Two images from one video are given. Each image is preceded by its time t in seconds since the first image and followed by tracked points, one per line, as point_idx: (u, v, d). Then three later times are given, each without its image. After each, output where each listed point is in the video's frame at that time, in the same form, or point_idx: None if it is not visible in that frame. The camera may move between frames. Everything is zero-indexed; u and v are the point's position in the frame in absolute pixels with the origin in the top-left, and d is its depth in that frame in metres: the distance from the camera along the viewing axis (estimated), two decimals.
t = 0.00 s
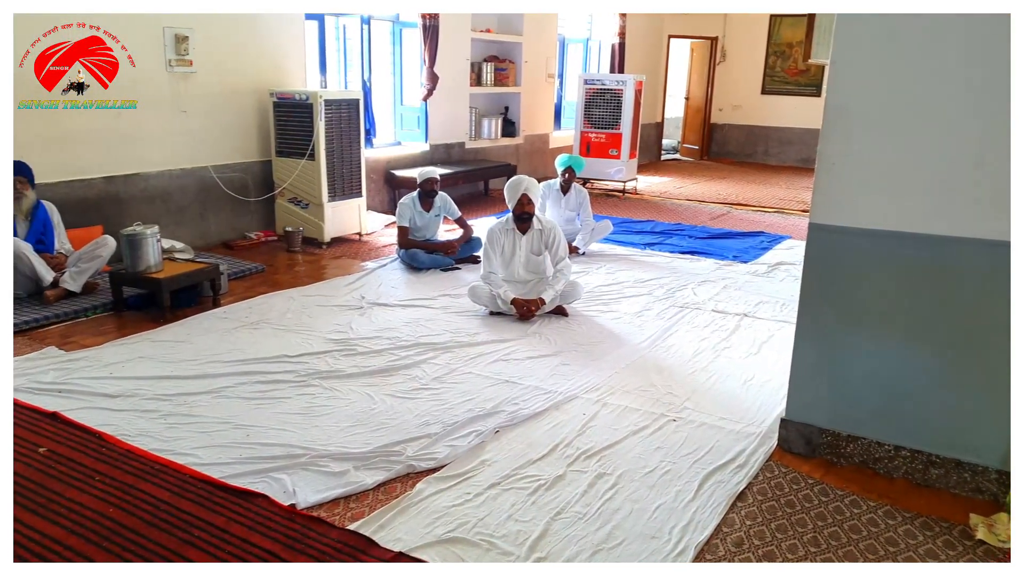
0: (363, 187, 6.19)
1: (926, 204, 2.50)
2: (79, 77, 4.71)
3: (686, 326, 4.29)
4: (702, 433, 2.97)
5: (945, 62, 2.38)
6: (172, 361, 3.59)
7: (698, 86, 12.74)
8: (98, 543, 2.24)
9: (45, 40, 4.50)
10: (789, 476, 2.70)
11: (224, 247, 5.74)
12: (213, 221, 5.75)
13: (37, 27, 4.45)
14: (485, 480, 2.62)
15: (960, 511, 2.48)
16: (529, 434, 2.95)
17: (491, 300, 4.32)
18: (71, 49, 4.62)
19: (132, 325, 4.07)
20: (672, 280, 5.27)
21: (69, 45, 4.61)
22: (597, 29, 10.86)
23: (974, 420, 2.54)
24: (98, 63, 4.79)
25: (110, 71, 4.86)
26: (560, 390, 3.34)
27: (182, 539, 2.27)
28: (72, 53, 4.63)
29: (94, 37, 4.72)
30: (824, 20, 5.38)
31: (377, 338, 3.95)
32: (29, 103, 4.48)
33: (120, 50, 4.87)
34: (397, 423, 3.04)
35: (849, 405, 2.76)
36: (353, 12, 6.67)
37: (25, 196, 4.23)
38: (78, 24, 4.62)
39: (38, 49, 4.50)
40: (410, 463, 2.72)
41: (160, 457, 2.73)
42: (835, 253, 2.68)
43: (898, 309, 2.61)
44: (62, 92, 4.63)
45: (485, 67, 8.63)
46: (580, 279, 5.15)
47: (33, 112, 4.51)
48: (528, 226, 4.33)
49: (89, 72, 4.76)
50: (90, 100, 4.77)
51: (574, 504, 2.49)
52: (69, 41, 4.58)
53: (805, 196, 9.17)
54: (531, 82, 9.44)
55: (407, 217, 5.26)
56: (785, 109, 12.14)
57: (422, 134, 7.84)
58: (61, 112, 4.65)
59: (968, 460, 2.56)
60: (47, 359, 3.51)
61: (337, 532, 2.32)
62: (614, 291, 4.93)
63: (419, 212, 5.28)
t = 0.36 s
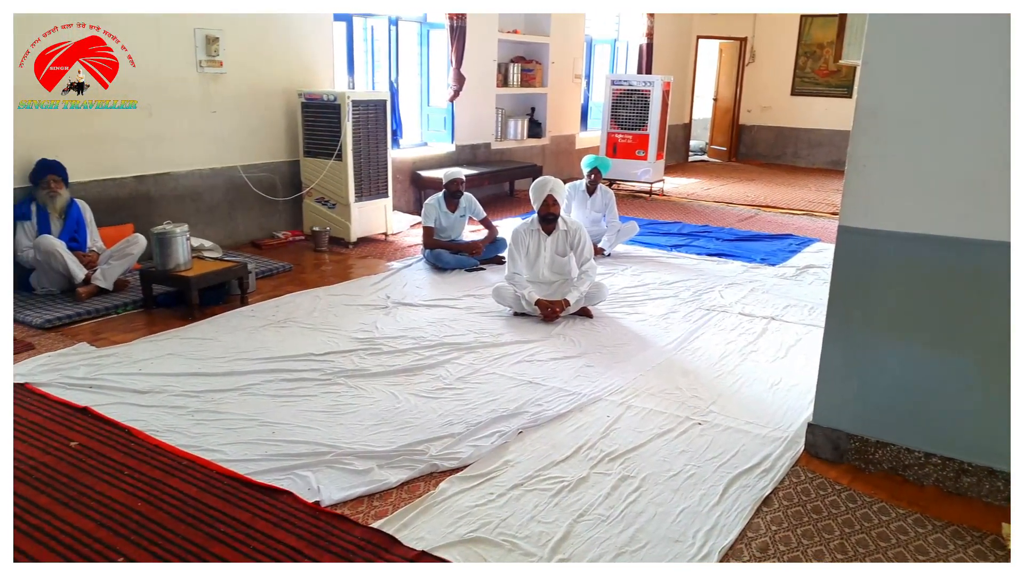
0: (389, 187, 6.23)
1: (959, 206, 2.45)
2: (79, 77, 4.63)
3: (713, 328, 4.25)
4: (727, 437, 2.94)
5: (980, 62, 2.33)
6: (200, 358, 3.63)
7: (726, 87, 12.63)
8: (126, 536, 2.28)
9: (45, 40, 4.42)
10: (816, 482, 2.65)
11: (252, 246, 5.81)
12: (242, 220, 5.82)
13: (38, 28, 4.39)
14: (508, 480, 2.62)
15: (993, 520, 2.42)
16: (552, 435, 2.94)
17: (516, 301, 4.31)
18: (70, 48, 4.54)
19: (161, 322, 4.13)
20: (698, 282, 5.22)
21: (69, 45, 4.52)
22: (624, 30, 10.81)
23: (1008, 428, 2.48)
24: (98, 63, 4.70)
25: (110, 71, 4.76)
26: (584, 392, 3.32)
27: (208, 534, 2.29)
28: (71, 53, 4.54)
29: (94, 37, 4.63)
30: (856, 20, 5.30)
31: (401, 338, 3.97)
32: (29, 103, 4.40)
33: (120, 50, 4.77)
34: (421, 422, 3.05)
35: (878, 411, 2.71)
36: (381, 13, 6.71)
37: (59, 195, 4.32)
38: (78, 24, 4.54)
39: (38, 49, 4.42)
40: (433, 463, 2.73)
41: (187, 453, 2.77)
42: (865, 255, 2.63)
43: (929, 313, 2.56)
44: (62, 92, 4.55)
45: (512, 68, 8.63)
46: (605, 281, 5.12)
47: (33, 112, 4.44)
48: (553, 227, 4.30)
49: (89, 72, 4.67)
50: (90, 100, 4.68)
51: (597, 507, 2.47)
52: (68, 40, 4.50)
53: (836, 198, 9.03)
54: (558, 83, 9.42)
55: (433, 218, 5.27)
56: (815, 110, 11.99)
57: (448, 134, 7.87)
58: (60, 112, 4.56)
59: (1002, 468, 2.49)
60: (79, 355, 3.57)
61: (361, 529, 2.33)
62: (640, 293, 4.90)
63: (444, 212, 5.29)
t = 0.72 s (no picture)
0: (415, 187, 6.25)
1: (993, 209, 2.39)
2: (79, 77, 4.53)
3: (740, 332, 4.20)
4: (753, 441, 2.90)
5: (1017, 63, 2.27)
6: (228, 356, 3.68)
7: (755, 88, 12.50)
8: (154, 530, 2.31)
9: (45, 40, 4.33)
10: (843, 488, 2.61)
11: (279, 246, 5.86)
12: (270, 220, 5.89)
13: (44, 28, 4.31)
14: (531, 482, 2.61)
15: None
16: (576, 437, 2.93)
17: (540, 302, 4.30)
18: (70, 48, 4.43)
19: (190, 319, 4.19)
20: (725, 285, 5.16)
21: (69, 45, 4.43)
22: (652, 30, 10.75)
23: None
24: (98, 63, 4.59)
25: (110, 71, 4.66)
26: (608, 394, 3.30)
27: (234, 530, 2.32)
28: (71, 53, 4.44)
29: (94, 37, 4.53)
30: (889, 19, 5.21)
31: (426, 337, 3.98)
32: (29, 103, 4.33)
33: (120, 50, 4.68)
34: (445, 422, 3.05)
35: (907, 417, 2.66)
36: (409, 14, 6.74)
37: (92, 193, 4.41)
38: (77, 24, 4.44)
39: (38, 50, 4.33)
40: (456, 462, 2.73)
41: (214, 449, 2.80)
42: (895, 259, 2.58)
43: (962, 318, 2.50)
44: (62, 92, 4.46)
45: (538, 69, 8.63)
46: (631, 283, 5.09)
47: (33, 112, 4.36)
48: (579, 228, 4.28)
49: (89, 72, 4.56)
50: (91, 101, 4.59)
51: (621, 509, 2.45)
52: (69, 41, 4.40)
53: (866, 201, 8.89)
54: (585, 83, 9.39)
55: (458, 218, 5.28)
56: (845, 112, 11.83)
57: (474, 135, 7.88)
58: (60, 112, 4.48)
59: None
60: (110, 351, 3.64)
61: (384, 528, 2.34)
62: (666, 295, 4.86)
63: (469, 213, 5.30)
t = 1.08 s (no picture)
0: (441, 188, 6.28)
1: None
2: (78, 77, 4.44)
3: (767, 335, 4.15)
4: (780, 445, 2.86)
5: None
6: (255, 353, 3.72)
7: (785, 89, 12.35)
8: (180, 524, 2.34)
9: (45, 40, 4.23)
10: (872, 494, 2.56)
11: (306, 245, 5.91)
12: (298, 220, 5.94)
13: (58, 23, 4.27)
14: (555, 483, 2.60)
15: None
16: (600, 439, 2.91)
17: (565, 303, 4.29)
18: (70, 48, 4.34)
19: (218, 317, 4.24)
20: (752, 288, 5.10)
21: (69, 45, 4.33)
22: (680, 30, 10.68)
23: None
24: (97, 63, 4.51)
25: (110, 71, 4.58)
26: (633, 397, 3.28)
27: (259, 526, 2.34)
28: (71, 53, 4.35)
29: (94, 37, 4.44)
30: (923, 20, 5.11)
31: (450, 337, 3.99)
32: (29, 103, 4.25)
33: (120, 50, 4.59)
34: (469, 422, 3.05)
35: (939, 424, 2.60)
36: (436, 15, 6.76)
37: (123, 192, 4.48)
38: (78, 24, 4.34)
39: (38, 50, 4.22)
40: (480, 462, 2.73)
41: (241, 445, 2.83)
42: (928, 263, 2.53)
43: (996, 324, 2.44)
44: (63, 92, 4.38)
45: (565, 70, 8.61)
46: (657, 285, 5.05)
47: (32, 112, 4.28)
48: (604, 229, 4.25)
49: (89, 72, 4.48)
50: (91, 101, 4.52)
51: (644, 512, 2.43)
52: (70, 41, 4.31)
53: (898, 203, 8.73)
54: (612, 84, 9.35)
55: (484, 219, 5.28)
56: (877, 113, 11.63)
57: (500, 136, 7.89)
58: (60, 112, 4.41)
59: None
60: (140, 348, 3.70)
61: (407, 526, 2.35)
62: (692, 298, 4.81)
63: (495, 213, 5.30)
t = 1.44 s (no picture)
0: (464, 189, 6.29)
1: None
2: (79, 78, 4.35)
3: (792, 338, 4.09)
4: (804, 450, 2.83)
5: None
6: (279, 352, 3.75)
7: (811, 90, 12.21)
8: (205, 520, 2.37)
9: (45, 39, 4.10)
10: (899, 501, 2.52)
11: (330, 245, 5.95)
12: (323, 219, 5.99)
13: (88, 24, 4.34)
14: (576, 485, 2.59)
15: None
16: (622, 441, 2.89)
17: (587, 305, 4.27)
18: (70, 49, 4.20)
19: (243, 316, 4.29)
20: (778, 291, 5.04)
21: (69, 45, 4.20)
22: (706, 31, 10.60)
23: None
24: (98, 63, 4.42)
25: (110, 71, 4.49)
26: (655, 400, 3.25)
27: (282, 523, 2.36)
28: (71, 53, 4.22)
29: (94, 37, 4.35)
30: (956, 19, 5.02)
31: (472, 338, 3.99)
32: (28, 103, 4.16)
33: (120, 50, 4.51)
34: (490, 422, 3.05)
35: (968, 431, 2.54)
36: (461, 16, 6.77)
37: (151, 192, 4.55)
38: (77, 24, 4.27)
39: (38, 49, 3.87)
40: (501, 463, 2.73)
41: (264, 443, 2.86)
42: (959, 267, 2.48)
43: None
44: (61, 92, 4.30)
45: (590, 70, 8.58)
46: (681, 287, 5.01)
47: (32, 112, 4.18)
48: (628, 231, 4.22)
49: (89, 72, 4.39)
50: (92, 101, 4.45)
51: (666, 515, 2.41)
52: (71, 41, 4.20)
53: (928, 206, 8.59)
54: (637, 85, 9.30)
55: (506, 220, 5.28)
56: (907, 114, 11.44)
57: (523, 137, 7.89)
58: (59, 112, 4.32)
59: None
60: (166, 345, 3.74)
61: (428, 525, 2.35)
62: (716, 300, 4.77)
63: (518, 214, 5.29)
